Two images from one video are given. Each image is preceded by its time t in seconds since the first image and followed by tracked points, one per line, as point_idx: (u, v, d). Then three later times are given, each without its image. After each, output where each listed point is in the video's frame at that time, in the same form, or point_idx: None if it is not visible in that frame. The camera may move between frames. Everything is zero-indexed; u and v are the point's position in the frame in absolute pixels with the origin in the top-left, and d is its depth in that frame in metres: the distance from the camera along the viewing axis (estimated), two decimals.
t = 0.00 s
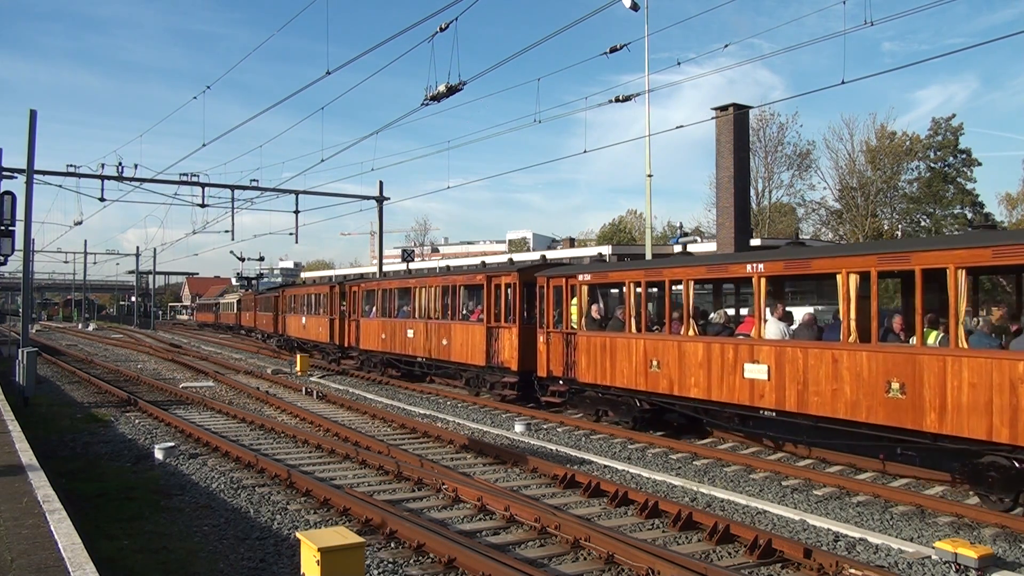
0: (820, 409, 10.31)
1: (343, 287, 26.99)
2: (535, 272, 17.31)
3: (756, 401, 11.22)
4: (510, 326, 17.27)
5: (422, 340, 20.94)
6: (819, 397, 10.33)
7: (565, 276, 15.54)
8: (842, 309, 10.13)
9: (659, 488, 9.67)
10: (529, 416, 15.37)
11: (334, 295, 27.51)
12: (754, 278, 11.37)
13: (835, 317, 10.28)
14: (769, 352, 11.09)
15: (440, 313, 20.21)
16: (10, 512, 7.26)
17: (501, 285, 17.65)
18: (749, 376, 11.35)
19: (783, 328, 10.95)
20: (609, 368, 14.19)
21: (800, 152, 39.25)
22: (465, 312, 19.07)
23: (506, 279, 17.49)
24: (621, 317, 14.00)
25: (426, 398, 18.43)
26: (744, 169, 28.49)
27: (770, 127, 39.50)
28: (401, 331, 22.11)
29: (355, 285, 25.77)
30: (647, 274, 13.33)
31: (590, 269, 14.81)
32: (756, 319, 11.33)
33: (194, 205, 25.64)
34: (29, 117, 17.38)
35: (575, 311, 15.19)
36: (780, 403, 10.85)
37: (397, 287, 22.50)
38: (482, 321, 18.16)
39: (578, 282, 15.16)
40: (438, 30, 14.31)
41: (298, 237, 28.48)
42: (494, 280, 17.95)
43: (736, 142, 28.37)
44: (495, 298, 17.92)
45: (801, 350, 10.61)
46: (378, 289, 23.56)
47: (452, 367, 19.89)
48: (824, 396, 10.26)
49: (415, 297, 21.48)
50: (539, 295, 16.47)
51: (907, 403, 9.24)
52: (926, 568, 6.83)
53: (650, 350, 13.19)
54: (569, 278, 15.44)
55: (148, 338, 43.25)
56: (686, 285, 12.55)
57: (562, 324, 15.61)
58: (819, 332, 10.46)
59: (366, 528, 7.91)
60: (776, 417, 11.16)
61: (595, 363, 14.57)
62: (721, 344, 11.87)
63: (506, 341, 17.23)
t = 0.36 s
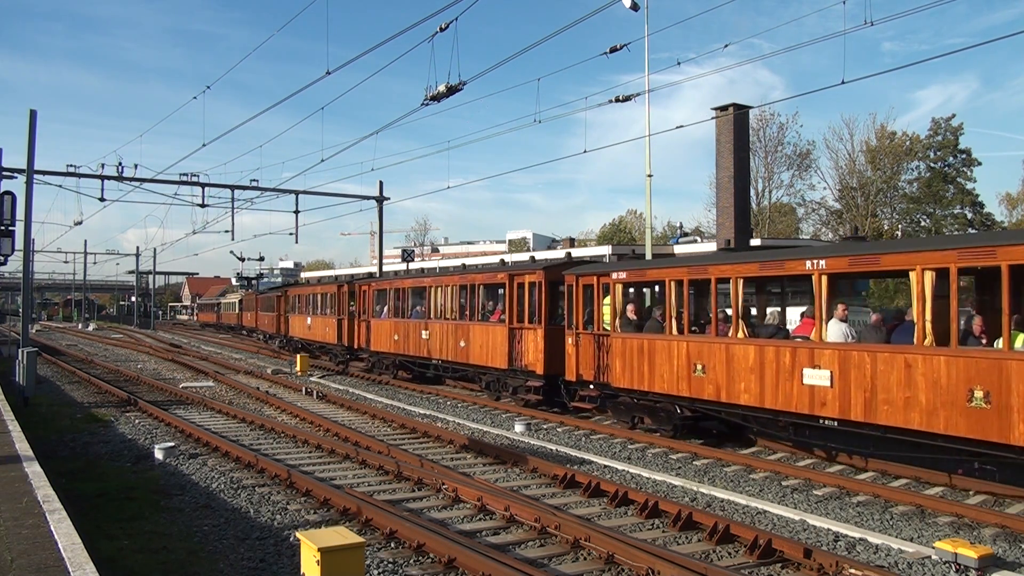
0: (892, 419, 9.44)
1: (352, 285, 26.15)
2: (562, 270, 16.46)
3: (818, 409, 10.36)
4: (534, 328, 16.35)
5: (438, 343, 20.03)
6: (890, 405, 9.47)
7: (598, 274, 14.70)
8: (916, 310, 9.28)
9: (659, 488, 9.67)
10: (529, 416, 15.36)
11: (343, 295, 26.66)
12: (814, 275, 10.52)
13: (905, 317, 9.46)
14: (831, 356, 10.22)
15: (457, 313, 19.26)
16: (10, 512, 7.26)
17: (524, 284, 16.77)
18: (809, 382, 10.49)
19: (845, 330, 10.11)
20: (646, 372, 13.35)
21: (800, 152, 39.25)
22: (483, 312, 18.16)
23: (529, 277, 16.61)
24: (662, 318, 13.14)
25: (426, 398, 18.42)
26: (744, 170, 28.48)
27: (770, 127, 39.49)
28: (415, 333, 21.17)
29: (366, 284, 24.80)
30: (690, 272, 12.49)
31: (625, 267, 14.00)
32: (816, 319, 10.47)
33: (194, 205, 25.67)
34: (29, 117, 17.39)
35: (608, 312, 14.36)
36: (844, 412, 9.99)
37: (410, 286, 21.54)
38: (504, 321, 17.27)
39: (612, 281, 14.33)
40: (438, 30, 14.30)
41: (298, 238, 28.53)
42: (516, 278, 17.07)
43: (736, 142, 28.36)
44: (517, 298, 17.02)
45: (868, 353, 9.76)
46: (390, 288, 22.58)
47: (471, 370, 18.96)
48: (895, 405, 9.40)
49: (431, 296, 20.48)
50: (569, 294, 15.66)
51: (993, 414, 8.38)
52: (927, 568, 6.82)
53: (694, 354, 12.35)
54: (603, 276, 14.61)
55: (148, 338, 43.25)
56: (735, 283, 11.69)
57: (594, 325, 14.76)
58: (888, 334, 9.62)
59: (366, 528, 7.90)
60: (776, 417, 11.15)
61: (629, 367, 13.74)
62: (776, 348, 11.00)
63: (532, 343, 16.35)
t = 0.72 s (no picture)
0: (973, 431, 8.59)
1: (361, 284, 25.34)
2: (592, 268, 15.68)
3: (887, 419, 9.48)
4: (561, 328, 15.56)
5: (455, 345, 19.24)
6: (970, 416, 8.62)
7: (633, 271, 13.83)
8: (1002, 312, 8.44)
9: (659, 488, 9.67)
10: (528, 417, 15.37)
11: (352, 294, 25.84)
12: (882, 272, 9.66)
13: (989, 317, 8.64)
14: (904, 361, 9.36)
15: (475, 314, 18.44)
16: (10, 512, 7.26)
17: (551, 283, 15.98)
18: (877, 390, 9.62)
19: (915, 332, 9.31)
20: (688, 377, 12.47)
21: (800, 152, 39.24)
22: (505, 313, 17.39)
23: (557, 275, 15.86)
24: (706, 319, 12.26)
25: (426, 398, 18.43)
26: (744, 170, 28.47)
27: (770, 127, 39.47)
28: (430, 334, 20.34)
29: (376, 282, 23.92)
30: (739, 269, 11.60)
31: (664, 264, 13.11)
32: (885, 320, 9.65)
33: (194, 205, 25.71)
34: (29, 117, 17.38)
35: (645, 312, 13.51)
36: (918, 424, 9.11)
37: (424, 285, 20.66)
38: (529, 323, 16.48)
39: (649, 278, 13.45)
40: (438, 30, 14.30)
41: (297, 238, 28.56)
42: (541, 277, 16.30)
43: (736, 143, 28.36)
44: (543, 298, 16.27)
45: (946, 359, 8.90)
46: (402, 287, 21.69)
47: (491, 373, 18.20)
48: (978, 416, 8.54)
49: (448, 295, 19.58)
50: (601, 293, 14.88)
51: None
52: (926, 568, 6.82)
53: (743, 357, 11.47)
54: (639, 274, 13.74)
55: (148, 338, 43.22)
56: (791, 281, 10.82)
57: (629, 327, 13.90)
58: (968, 338, 8.81)
59: (366, 528, 7.90)
60: (776, 418, 11.15)
61: (669, 370, 12.86)
62: (838, 351, 10.12)
63: (561, 345, 15.52)
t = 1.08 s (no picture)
0: None
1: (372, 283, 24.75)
2: (627, 267, 14.82)
3: (967, 431, 8.54)
4: (591, 330, 14.72)
5: (474, 346, 18.41)
6: None
7: (676, 270, 12.96)
8: None
9: (659, 488, 9.67)
10: (528, 417, 15.38)
11: (362, 294, 25.23)
12: (965, 268, 8.76)
13: None
14: (987, 367, 8.42)
15: (496, 314, 17.64)
16: (10, 512, 7.26)
17: (582, 282, 15.10)
18: (957, 398, 8.67)
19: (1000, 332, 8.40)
20: (737, 383, 11.57)
21: (800, 152, 39.24)
22: (528, 314, 16.54)
23: (586, 273, 14.99)
24: (758, 320, 11.33)
25: (426, 398, 18.44)
26: (744, 170, 28.48)
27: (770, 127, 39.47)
28: (448, 335, 19.50)
29: (389, 282, 23.26)
30: (795, 266, 10.71)
31: (710, 261, 12.22)
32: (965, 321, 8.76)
33: (194, 204, 25.79)
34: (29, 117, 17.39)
35: (688, 313, 12.64)
36: (1004, 436, 8.17)
37: (440, 284, 19.95)
38: (557, 324, 15.59)
39: (693, 277, 12.56)
40: (438, 31, 14.34)
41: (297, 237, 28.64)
42: (569, 276, 15.46)
43: (736, 143, 28.37)
44: (572, 298, 15.40)
45: None
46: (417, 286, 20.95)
47: (513, 376, 17.35)
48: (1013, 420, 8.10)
49: (466, 295, 18.80)
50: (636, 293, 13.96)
51: None
52: (926, 568, 6.82)
53: (801, 363, 10.57)
54: (682, 272, 12.87)
55: (148, 338, 43.20)
56: (856, 280, 9.93)
57: (671, 329, 13.03)
58: None
59: (365, 528, 7.90)
60: (775, 417, 11.15)
61: (715, 376, 11.98)
62: (911, 356, 9.20)
63: (592, 348, 14.64)
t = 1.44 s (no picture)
0: None
1: (384, 281, 24.19)
2: (663, 265, 14.10)
3: None
4: (625, 332, 14.07)
5: (496, 348, 17.78)
6: None
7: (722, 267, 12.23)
8: None
9: (659, 488, 9.67)
10: (528, 417, 15.38)
11: (373, 292, 24.69)
12: None
13: None
14: None
15: (519, 315, 17.03)
16: (10, 512, 7.26)
17: (615, 280, 14.37)
18: None
19: None
20: (795, 389, 10.82)
21: (800, 152, 39.23)
22: (554, 315, 15.92)
23: (619, 272, 14.31)
24: (820, 321, 10.58)
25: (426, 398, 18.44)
26: (744, 169, 28.48)
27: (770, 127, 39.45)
28: (467, 336, 18.86)
29: (402, 281, 22.66)
30: (814, 264, 10.61)
31: (762, 257, 11.50)
32: None
33: (194, 204, 25.82)
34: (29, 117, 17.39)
35: (737, 313, 11.88)
36: None
37: (457, 283, 19.35)
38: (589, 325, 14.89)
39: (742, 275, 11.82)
40: (438, 30, 14.35)
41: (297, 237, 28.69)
42: (600, 274, 14.75)
43: (736, 143, 28.36)
44: (603, 297, 14.70)
45: None
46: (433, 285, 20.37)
47: (538, 380, 16.72)
48: None
49: (485, 294, 18.19)
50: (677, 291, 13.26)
51: None
52: (926, 568, 6.82)
53: (869, 367, 9.83)
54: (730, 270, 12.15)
55: (148, 339, 43.18)
56: (931, 277, 9.21)
57: (716, 331, 12.29)
58: None
59: (365, 528, 7.90)
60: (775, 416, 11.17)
61: (770, 381, 11.22)
62: (996, 361, 8.47)
63: (628, 351, 13.96)
